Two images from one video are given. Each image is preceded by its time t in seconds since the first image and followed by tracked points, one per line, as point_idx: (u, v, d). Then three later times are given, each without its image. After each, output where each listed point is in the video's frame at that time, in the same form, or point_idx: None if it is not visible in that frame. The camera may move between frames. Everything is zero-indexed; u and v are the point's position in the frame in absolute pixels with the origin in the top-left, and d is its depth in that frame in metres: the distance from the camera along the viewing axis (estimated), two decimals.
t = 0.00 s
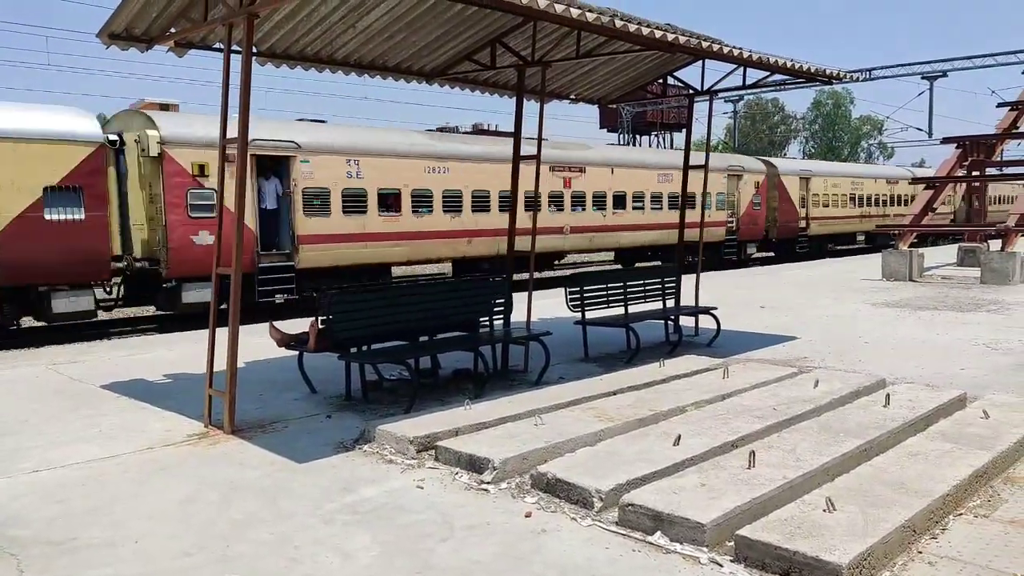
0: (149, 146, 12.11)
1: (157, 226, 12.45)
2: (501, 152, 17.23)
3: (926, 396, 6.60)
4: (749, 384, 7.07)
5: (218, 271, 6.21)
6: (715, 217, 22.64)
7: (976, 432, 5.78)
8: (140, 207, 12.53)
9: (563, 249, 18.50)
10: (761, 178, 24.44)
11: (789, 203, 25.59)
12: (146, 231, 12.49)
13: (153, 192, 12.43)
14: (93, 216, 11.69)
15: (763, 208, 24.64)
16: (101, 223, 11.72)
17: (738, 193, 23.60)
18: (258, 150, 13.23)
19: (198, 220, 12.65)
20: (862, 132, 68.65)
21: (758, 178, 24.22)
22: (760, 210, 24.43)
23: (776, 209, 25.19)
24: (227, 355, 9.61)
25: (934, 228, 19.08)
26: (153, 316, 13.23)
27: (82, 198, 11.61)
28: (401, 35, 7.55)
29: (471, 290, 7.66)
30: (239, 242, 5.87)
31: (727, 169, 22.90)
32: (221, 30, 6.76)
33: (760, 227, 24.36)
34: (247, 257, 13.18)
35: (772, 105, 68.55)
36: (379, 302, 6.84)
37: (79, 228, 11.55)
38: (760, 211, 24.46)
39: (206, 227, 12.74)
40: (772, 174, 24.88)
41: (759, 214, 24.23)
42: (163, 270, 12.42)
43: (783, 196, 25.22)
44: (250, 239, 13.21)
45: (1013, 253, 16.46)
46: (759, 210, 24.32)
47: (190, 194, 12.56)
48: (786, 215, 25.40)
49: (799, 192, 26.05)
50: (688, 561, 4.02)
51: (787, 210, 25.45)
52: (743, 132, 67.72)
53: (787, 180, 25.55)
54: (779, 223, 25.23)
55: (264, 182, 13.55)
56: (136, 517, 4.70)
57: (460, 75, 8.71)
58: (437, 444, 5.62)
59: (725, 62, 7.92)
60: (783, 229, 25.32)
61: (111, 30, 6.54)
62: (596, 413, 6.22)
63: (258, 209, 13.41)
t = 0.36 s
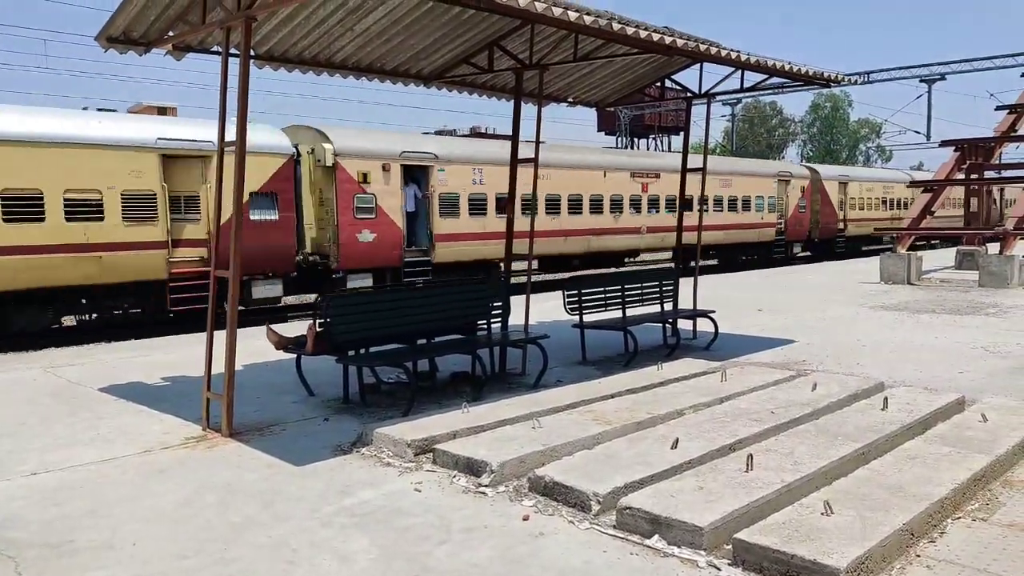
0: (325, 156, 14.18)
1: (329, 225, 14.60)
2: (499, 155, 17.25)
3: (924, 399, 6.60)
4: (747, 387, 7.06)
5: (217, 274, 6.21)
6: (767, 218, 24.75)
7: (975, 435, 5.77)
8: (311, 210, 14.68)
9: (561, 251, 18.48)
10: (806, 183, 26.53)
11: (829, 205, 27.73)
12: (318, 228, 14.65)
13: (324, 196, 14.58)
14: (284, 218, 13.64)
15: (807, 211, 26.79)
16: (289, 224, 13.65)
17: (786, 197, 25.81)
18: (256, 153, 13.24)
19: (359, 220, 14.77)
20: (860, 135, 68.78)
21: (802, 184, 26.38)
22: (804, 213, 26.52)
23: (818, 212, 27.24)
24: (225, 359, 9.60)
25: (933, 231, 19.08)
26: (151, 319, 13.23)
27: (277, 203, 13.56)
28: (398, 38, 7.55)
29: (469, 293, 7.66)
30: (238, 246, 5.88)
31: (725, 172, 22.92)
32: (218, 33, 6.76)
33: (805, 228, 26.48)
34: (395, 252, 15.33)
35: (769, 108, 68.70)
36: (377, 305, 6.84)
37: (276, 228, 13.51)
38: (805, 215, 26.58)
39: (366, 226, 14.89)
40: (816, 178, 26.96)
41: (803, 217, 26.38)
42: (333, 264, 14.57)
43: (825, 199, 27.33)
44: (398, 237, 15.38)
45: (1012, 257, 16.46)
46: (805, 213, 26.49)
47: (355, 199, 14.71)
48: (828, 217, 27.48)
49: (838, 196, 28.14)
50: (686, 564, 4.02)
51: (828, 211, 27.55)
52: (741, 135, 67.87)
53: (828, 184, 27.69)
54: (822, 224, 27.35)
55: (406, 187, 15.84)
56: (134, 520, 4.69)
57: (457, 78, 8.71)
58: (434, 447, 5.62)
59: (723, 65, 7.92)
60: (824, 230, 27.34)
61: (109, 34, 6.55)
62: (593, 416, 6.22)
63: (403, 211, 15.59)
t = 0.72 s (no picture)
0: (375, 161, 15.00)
1: (465, 226, 17.12)
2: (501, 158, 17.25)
3: (929, 401, 6.58)
4: (751, 390, 7.04)
5: (221, 277, 6.21)
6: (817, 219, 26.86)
7: (980, 437, 5.76)
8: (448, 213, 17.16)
9: (565, 253, 18.45)
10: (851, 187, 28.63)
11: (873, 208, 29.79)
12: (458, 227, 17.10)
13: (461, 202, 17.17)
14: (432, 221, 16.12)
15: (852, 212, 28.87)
16: (437, 225, 16.16)
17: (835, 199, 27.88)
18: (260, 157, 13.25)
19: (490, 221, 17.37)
20: (864, 136, 68.72)
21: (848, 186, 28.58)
22: (849, 214, 28.60)
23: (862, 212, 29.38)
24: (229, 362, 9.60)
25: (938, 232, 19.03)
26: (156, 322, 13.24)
27: (387, 207, 15.13)
28: (400, 42, 7.56)
29: (472, 296, 7.66)
30: (241, 250, 5.89)
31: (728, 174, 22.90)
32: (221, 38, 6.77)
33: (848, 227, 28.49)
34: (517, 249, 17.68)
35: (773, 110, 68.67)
36: (381, 308, 6.84)
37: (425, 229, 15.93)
38: (849, 215, 28.77)
39: (495, 227, 17.48)
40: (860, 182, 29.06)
41: (849, 217, 28.48)
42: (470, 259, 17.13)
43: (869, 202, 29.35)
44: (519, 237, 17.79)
45: (1017, 258, 16.42)
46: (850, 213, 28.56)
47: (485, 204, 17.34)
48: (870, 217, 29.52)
49: (879, 198, 30.14)
50: (690, 567, 4.01)
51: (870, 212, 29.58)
52: (744, 136, 67.89)
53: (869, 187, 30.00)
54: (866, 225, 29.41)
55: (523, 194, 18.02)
56: (139, 523, 4.69)
57: (459, 82, 8.72)
58: (437, 449, 5.61)
59: (725, 67, 7.92)
60: (867, 230, 29.34)
61: (112, 39, 6.56)
62: (596, 419, 6.20)
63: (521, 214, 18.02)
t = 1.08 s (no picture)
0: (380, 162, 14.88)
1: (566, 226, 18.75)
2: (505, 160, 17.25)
3: (934, 403, 6.56)
4: (755, 392, 7.03)
5: (225, 280, 6.21)
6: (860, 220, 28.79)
7: (985, 439, 5.74)
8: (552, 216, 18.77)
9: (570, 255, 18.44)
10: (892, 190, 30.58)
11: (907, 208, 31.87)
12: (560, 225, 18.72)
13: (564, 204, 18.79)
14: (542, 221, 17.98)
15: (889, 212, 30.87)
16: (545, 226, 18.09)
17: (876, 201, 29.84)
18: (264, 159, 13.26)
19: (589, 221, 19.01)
20: (868, 137, 68.63)
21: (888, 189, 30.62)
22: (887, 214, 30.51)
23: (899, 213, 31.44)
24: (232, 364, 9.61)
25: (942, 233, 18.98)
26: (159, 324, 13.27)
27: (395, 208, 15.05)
28: (404, 44, 7.57)
29: (476, 298, 7.65)
30: (245, 253, 5.88)
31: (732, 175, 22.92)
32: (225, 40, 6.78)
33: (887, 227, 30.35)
34: (609, 246, 19.52)
35: (777, 111, 68.60)
36: (385, 310, 6.84)
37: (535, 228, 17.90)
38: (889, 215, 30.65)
39: (592, 226, 18.99)
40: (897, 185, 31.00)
41: (888, 217, 30.42)
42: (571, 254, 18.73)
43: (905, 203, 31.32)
44: (610, 235, 19.54)
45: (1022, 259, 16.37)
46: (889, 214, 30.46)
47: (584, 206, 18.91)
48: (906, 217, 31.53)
49: (910, 199, 31.90)
50: (693, 569, 4.00)
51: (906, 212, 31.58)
52: (747, 138, 67.86)
53: (904, 190, 31.82)
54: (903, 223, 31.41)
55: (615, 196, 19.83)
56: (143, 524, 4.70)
57: (463, 84, 8.73)
58: (441, 452, 5.61)
59: (729, 69, 7.92)
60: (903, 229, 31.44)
61: (117, 42, 6.57)
62: (600, 421, 6.20)
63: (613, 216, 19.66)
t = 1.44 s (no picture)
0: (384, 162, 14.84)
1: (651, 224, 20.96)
2: (507, 160, 17.24)
3: (935, 404, 6.57)
4: (757, 393, 7.03)
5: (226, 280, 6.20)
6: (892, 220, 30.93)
7: (986, 440, 5.75)
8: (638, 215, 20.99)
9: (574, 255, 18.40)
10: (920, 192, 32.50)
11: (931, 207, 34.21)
12: (644, 224, 20.93)
13: (647, 205, 20.91)
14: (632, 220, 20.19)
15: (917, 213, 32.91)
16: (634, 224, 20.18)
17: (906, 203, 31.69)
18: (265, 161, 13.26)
19: (668, 220, 21.15)
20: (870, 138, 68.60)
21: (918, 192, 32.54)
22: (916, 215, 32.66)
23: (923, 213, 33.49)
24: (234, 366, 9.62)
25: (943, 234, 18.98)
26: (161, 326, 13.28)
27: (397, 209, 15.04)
28: (406, 45, 7.58)
29: (477, 299, 7.65)
30: (247, 253, 5.88)
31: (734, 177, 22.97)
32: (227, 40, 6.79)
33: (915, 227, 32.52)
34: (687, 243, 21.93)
35: (778, 112, 68.59)
36: (386, 311, 6.85)
37: (626, 226, 19.97)
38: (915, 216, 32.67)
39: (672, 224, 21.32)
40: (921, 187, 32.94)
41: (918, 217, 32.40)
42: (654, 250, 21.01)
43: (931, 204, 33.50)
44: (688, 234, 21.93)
45: None
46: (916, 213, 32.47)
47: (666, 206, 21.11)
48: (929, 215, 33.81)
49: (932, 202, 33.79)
50: (696, 570, 4.01)
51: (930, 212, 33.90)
52: (749, 139, 67.87)
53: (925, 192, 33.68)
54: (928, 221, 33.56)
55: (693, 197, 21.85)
56: (146, 526, 4.71)
57: (465, 85, 8.74)
58: (443, 453, 5.62)
59: (730, 70, 7.92)
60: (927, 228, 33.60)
61: (119, 42, 6.59)
62: (602, 422, 6.21)
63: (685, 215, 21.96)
